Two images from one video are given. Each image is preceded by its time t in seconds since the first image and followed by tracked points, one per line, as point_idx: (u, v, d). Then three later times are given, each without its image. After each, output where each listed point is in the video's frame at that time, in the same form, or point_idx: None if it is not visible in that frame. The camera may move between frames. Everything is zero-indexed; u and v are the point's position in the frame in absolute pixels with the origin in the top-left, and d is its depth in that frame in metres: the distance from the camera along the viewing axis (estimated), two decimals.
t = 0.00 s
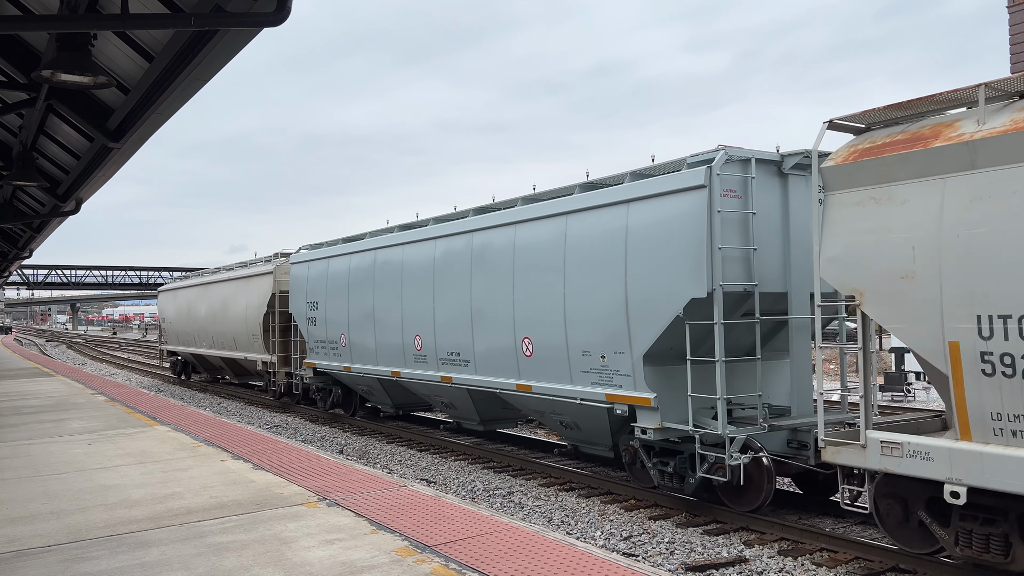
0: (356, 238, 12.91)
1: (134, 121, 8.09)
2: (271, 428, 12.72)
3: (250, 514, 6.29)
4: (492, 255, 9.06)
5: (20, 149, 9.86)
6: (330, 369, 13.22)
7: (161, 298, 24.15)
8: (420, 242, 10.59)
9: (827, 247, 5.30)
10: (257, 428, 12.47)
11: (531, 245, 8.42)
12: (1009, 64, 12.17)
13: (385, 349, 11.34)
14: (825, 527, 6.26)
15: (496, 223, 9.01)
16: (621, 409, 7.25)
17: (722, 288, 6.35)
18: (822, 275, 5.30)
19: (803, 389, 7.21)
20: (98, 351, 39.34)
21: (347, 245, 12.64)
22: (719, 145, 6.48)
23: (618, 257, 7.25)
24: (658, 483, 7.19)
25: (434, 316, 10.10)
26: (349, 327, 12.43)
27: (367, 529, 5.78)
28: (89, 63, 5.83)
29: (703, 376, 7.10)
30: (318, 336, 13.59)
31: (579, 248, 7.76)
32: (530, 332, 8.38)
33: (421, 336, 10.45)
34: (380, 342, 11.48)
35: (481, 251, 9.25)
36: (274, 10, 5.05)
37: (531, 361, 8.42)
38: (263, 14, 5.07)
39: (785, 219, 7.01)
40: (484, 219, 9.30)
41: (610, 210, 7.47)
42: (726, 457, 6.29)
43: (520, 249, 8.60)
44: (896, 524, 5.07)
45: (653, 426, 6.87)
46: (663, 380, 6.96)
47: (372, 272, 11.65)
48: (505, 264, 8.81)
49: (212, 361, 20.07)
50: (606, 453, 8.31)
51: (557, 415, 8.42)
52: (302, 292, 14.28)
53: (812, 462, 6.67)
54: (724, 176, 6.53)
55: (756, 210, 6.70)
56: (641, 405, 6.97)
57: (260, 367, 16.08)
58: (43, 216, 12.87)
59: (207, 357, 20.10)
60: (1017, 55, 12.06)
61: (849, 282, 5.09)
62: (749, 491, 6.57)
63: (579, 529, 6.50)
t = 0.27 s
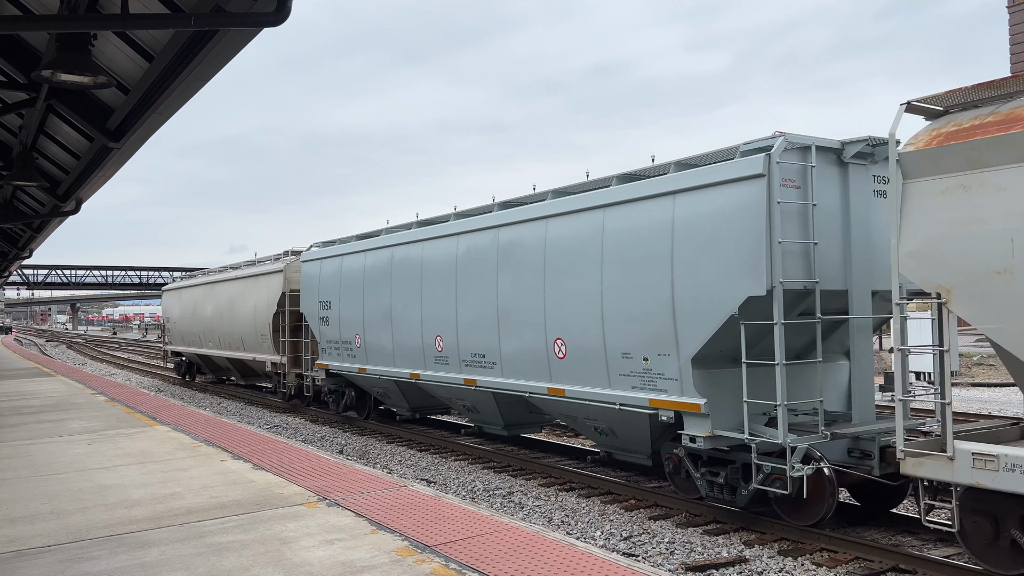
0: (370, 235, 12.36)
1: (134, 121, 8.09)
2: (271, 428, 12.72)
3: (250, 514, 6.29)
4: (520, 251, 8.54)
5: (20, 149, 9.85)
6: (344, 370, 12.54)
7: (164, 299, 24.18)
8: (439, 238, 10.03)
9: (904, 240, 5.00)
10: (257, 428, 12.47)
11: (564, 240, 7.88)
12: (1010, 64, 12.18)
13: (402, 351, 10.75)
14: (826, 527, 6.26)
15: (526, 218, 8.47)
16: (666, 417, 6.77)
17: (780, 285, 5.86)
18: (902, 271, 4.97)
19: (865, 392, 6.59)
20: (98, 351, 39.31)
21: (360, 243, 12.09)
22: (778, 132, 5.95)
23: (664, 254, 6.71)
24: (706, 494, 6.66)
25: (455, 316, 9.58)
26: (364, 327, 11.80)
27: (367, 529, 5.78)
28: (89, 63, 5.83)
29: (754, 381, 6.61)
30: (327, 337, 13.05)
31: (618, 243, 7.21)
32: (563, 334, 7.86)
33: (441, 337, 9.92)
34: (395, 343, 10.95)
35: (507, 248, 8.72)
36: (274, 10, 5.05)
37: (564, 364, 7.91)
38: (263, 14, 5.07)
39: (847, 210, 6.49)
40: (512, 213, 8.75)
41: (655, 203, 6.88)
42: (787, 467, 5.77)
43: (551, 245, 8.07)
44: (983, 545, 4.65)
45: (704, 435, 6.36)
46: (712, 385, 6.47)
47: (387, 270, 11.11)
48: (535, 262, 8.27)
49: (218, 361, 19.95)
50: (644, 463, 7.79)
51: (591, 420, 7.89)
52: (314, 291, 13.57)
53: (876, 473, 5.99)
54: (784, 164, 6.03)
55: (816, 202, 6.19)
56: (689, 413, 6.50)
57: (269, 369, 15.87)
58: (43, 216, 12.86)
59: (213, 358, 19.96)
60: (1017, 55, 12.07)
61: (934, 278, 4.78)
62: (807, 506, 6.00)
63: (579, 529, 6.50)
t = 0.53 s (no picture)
0: (386, 231, 11.85)
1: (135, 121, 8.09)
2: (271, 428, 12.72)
3: (250, 514, 6.29)
4: (551, 246, 8.03)
5: (20, 149, 9.84)
6: (357, 371, 12.03)
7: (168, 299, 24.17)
8: (461, 233, 9.53)
9: (999, 232, 4.61)
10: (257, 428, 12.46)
11: (602, 234, 7.37)
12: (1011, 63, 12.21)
13: (420, 353, 10.27)
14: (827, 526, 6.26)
15: (556, 212, 7.97)
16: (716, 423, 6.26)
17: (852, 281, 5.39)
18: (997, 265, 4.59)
19: (936, 402, 5.97)
20: (98, 351, 39.28)
21: (375, 240, 11.59)
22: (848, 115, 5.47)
23: (718, 248, 6.21)
24: (760, 507, 6.21)
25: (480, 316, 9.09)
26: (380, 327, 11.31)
27: (367, 529, 5.78)
28: (89, 63, 5.83)
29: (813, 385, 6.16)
30: (341, 337, 12.56)
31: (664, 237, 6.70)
32: (601, 335, 7.35)
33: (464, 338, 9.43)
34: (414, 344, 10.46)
35: (537, 244, 8.22)
36: (274, 10, 5.05)
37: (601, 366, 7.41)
38: (263, 14, 5.07)
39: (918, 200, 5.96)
40: (544, 206, 8.24)
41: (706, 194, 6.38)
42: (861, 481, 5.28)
43: (586, 240, 7.57)
44: None
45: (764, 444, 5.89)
46: (768, 390, 5.99)
47: (405, 267, 10.63)
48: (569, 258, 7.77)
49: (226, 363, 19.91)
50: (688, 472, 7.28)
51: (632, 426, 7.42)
52: (326, 289, 13.13)
53: (951, 486, 5.56)
54: (854, 150, 5.53)
55: (886, 190, 5.68)
56: (744, 419, 6.02)
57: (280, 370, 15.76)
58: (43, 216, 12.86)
59: (219, 358, 19.89)
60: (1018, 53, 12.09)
61: None
62: (873, 520, 5.59)
63: (579, 529, 6.50)
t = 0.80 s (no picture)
0: (408, 227, 11.48)
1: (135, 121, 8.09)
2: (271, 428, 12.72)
3: (250, 514, 6.29)
4: (587, 241, 7.63)
5: (20, 149, 9.83)
6: (375, 372, 11.69)
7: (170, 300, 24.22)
8: (488, 229, 9.17)
9: None
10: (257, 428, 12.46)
11: (645, 228, 6.96)
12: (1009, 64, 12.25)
13: (443, 353, 9.95)
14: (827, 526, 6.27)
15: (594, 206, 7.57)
16: (778, 431, 5.83)
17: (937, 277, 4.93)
18: None
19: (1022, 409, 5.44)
20: (98, 351, 39.28)
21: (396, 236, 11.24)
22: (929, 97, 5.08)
23: (778, 242, 5.78)
24: (823, 522, 5.67)
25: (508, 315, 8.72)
26: (399, 327, 10.98)
27: (367, 529, 5.78)
28: (89, 63, 5.83)
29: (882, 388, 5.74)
30: (359, 337, 12.20)
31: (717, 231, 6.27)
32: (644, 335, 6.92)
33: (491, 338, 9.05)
34: (436, 344, 10.11)
35: (572, 238, 7.83)
36: (274, 10, 5.04)
37: (643, 369, 6.99)
38: (263, 14, 5.07)
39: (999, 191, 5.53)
40: (579, 199, 7.84)
41: (764, 184, 5.95)
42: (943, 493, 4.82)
43: (626, 233, 7.15)
44: None
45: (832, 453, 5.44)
46: (836, 395, 5.55)
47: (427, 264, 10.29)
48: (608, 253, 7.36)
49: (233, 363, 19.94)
50: (737, 481, 6.91)
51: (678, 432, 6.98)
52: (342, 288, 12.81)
53: None
54: (936, 134, 5.08)
55: (971, 179, 5.21)
56: (810, 427, 5.58)
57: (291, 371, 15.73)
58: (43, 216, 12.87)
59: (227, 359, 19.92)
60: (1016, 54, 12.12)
61: None
62: (956, 536, 5.07)
63: (579, 529, 6.50)
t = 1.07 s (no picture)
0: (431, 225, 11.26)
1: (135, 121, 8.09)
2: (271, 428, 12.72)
3: (251, 514, 6.29)
4: (628, 236, 7.19)
5: (21, 149, 9.83)
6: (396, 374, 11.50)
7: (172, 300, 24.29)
8: (518, 225, 8.84)
9: None
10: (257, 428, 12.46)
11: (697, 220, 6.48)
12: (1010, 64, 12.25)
13: (468, 353, 9.70)
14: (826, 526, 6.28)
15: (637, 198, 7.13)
16: (849, 442, 5.35)
17: None
18: None
19: None
20: (98, 351, 39.36)
21: (419, 232, 10.96)
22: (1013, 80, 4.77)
23: (851, 234, 5.29)
24: (900, 540, 5.19)
25: (541, 314, 8.36)
26: (422, 327, 10.81)
27: (366, 529, 5.78)
28: (89, 63, 5.83)
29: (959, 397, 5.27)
30: (381, 338, 11.87)
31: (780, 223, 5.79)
32: (695, 335, 6.44)
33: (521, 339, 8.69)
34: (461, 344, 9.81)
35: (613, 233, 7.39)
36: (274, 10, 5.05)
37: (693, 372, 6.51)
38: (262, 14, 5.07)
39: None
40: (621, 191, 7.39)
41: (834, 171, 5.47)
42: None
43: (672, 226, 6.69)
44: None
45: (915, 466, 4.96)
46: (916, 403, 5.08)
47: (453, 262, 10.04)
48: (652, 248, 6.91)
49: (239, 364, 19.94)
50: (795, 493, 6.44)
51: (731, 440, 6.52)
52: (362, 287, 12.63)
53: None
54: None
55: None
56: (886, 437, 5.12)
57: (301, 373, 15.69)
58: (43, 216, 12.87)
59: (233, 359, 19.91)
60: (1016, 54, 12.12)
61: None
62: None
63: (579, 529, 6.50)
